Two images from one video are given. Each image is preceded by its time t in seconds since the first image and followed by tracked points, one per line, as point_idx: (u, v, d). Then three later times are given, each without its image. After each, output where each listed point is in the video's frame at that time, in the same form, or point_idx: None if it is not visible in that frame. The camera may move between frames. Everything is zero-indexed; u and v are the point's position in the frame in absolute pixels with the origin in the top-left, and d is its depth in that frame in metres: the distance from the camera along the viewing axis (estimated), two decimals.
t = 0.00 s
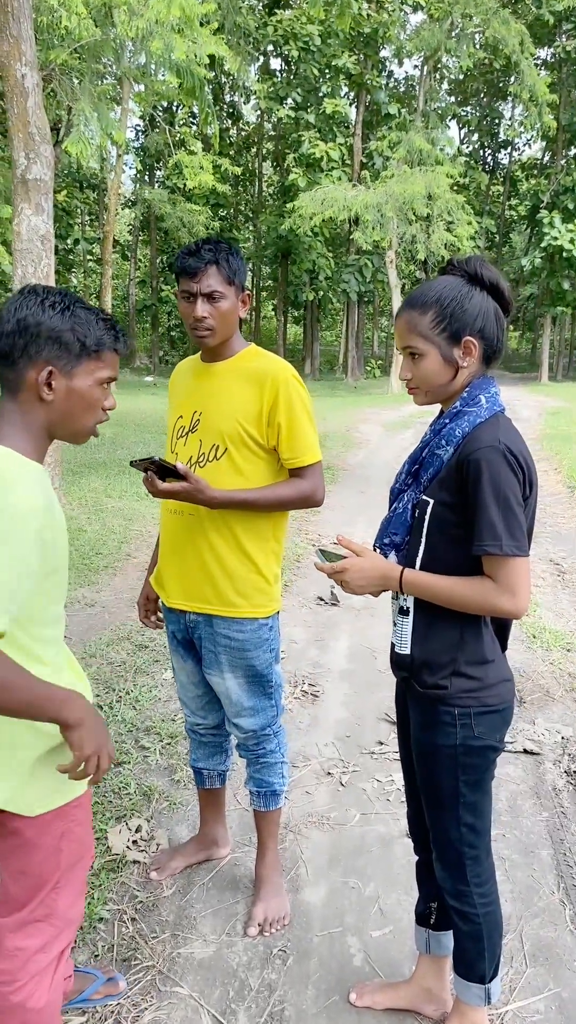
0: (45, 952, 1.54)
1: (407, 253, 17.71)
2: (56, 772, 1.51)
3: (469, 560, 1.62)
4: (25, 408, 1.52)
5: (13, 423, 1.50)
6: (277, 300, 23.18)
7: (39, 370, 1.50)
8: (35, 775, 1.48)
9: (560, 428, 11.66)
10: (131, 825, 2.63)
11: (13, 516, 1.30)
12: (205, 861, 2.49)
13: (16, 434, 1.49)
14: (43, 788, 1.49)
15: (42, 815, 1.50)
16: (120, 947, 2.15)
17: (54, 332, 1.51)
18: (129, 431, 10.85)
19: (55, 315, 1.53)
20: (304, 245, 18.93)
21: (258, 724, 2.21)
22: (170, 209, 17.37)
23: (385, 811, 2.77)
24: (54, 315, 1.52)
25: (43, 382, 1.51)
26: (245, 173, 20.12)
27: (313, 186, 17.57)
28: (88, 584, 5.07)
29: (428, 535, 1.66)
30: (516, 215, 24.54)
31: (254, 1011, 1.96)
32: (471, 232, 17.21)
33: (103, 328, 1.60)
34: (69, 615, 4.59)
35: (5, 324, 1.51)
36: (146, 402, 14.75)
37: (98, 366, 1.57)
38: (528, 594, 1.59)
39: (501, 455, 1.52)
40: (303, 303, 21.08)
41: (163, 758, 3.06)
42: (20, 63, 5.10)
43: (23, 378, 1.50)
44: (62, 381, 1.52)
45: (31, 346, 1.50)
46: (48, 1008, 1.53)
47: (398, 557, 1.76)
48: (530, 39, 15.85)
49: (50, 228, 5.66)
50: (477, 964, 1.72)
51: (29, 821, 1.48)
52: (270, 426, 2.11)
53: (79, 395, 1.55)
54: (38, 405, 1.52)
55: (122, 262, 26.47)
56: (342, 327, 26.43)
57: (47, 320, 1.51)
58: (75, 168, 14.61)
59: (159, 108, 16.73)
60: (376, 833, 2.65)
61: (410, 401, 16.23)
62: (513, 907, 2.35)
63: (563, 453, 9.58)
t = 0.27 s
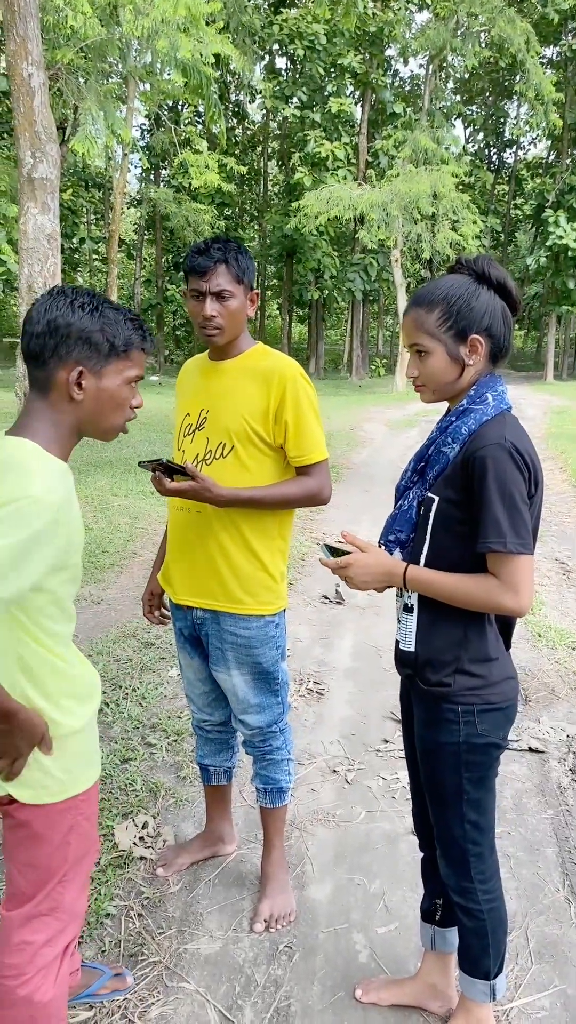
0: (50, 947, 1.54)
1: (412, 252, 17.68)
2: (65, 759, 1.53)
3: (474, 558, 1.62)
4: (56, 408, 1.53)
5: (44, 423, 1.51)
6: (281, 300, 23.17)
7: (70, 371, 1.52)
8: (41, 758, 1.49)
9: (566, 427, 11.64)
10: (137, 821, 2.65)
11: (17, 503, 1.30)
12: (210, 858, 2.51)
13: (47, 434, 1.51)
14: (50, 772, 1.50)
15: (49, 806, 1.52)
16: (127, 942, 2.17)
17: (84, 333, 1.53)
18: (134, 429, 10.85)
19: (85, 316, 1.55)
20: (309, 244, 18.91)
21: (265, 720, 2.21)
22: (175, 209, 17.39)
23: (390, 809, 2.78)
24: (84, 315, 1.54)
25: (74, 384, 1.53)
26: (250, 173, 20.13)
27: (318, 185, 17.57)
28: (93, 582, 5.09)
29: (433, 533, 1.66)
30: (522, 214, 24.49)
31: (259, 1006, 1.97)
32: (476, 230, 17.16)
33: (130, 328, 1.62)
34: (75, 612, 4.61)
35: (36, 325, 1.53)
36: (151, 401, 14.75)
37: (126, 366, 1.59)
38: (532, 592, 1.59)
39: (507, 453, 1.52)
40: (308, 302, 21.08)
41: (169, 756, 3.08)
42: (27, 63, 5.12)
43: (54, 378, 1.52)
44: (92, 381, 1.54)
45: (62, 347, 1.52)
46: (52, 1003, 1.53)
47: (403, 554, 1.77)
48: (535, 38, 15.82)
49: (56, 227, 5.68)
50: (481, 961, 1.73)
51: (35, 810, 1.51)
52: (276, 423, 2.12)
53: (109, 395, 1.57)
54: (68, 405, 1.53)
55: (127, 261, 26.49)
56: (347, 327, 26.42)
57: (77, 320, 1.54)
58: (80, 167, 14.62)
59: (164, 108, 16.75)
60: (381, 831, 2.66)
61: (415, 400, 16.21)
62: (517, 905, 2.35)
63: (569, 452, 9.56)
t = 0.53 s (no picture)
0: (53, 945, 1.55)
1: (416, 251, 17.65)
2: (70, 755, 1.53)
3: (478, 557, 1.62)
4: (69, 409, 1.54)
5: (56, 423, 1.52)
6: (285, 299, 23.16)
7: (83, 373, 1.53)
8: (48, 758, 1.50)
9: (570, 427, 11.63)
10: (142, 819, 2.66)
11: (27, 506, 1.31)
12: (214, 855, 2.52)
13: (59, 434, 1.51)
14: (56, 770, 1.51)
15: (52, 805, 1.52)
16: (131, 939, 2.17)
17: (94, 335, 1.54)
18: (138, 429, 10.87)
19: (96, 317, 1.56)
20: (313, 243, 18.92)
21: (270, 719, 2.22)
22: (179, 208, 17.40)
23: (394, 808, 2.78)
24: (96, 317, 1.55)
25: (85, 385, 1.54)
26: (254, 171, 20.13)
27: (322, 184, 17.56)
28: (98, 581, 5.10)
29: (437, 531, 1.66)
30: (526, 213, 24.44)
31: (264, 1002, 1.98)
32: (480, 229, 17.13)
33: (143, 328, 1.63)
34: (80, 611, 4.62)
35: (50, 329, 1.54)
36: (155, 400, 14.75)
37: (137, 367, 1.60)
38: (535, 593, 1.59)
39: (511, 453, 1.52)
40: (312, 300, 21.07)
41: (174, 754, 3.09)
42: (31, 62, 5.12)
43: (66, 380, 1.53)
44: (104, 382, 1.55)
45: (74, 349, 1.52)
46: (55, 1003, 1.54)
47: (407, 553, 1.77)
48: (540, 36, 15.79)
49: (61, 226, 5.69)
50: (485, 958, 1.73)
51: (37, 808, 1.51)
52: (283, 422, 2.12)
53: (120, 395, 1.58)
54: (79, 407, 1.54)
55: (131, 260, 26.52)
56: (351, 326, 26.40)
57: (89, 322, 1.55)
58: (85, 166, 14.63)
59: (168, 106, 16.75)
60: (385, 830, 2.66)
61: (418, 399, 16.20)
62: (522, 902, 2.35)
63: (573, 451, 9.55)
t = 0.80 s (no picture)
0: (58, 944, 1.57)
1: (418, 251, 17.64)
2: (76, 755, 1.54)
3: (481, 557, 1.63)
4: (87, 407, 1.57)
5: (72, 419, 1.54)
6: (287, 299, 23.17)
7: (107, 374, 1.56)
8: (57, 758, 1.51)
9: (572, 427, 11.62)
10: (145, 817, 2.67)
11: (43, 514, 1.33)
12: (217, 854, 2.53)
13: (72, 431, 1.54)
14: (62, 769, 1.51)
15: (58, 806, 1.53)
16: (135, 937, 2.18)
17: (116, 336, 1.57)
18: (140, 429, 10.89)
19: (111, 319, 1.58)
20: (315, 243, 18.93)
21: (272, 718, 2.23)
22: (181, 208, 17.40)
23: (396, 808, 2.79)
24: (114, 319, 1.58)
25: (107, 385, 1.58)
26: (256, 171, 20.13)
27: (324, 184, 17.56)
28: (101, 580, 5.11)
29: (439, 531, 1.67)
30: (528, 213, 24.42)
31: (267, 1000, 1.99)
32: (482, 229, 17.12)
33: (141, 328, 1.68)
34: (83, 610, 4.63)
35: (70, 334, 1.53)
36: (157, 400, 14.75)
37: (140, 364, 1.66)
38: (537, 592, 1.60)
39: (513, 454, 1.52)
40: (314, 300, 21.05)
41: (177, 753, 3.11)
42: (34, 62, 5.13)
43: (89, 383, 1.55)
44: (120, 380, 1.60)
45: (100, 352, 1.55)
46: (60, 1001, 1.56)
47: (409, 552, 1.78)
48: (542, 36, 15.77)
49: (64, 226, 5.69)
50: (488, 955, 1.74)
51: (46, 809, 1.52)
52: (287, 422, 2.13)
53: (129, 393, 1.63)
54: (97, 405, 1.58)
55: (133, 261, 26.55)
56: (353, 326, 26.40)
57: (108, 324, 1.57)
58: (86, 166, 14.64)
59: (170, 107, 16.75)
60: (388, 829, 2.67)
61: (421, 399, 16.19)
62: (524, 901, 2.35)
63: (575, 450, 9.54)
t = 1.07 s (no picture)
0: (61, 945, 1.56)
1: (417, 251, 17.63)
2: (78, 757, 1.53)
3: (482, 559, 1.63)
4: (87, 407, 1.56)
5: (74, 419, 1.54)
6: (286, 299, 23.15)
7: (107, 373, 1.56)
8: (60, 760, 1.50)
9: (570, 427, 11.63)
10: (145, 818, 2.67)
11: (50, 518, 1.33)
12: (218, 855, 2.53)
13: (73, 431, 1.54)
14: (65, 771, 1.51)
15: (60, 806, 1.52)
16: (136, 938, 2.18)
17: (115, 333, 1.57)
18: (139, 430, 10.88)
19: (109, 317, 1.58)
20: (314, 244, 18.92)
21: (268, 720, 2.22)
22: (180, 209, 17.40)
23: (395, 808, 2.79)
24: (114, 316, 1.58)
25: (108, 383, 1.57)
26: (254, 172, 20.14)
27: (322, 184, 17.57)
28: (100, 581, 5.12)
29: (441, 532, 1.67)
30: (527, 213, 24.43)
31: (269, 1001, 1.99)
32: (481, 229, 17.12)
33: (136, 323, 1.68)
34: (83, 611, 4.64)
35: (69, 333, 1.52)
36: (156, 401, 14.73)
37: (136, 361, 1.66)
38: (539, 594, 1.59)
39: (515, 456, 1.52)
40: (313, 301, 21.04)
41: (177, 754, 3.11)
42: (34, 63, 5.12)
43: (89, 383, 1.55)
44: (118, 378, 1.59)
45: (100, 351, 1.55)
46: (63, 1003, 1.55)
47: (410, 553, 1.77)
48: (541, 36, 15.77)
49: (63, 226, 5.69)
50: (490, 956, 1.73)
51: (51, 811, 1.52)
52: (286, 424, 2.12)
53: (128, 390, 1.63)
54: (98, 404, 1.58)
55: (132, 261, 26.55)
56: (352, 326, 26.40)
57: (108, 322, 1.57)
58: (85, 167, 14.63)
59: (168, 107, 16.74)
60: (388, 830, 2.67)
61: (420, 399, 16.18)
62: (525, 902, 2.35)
63: (574, 451, 9.54)
